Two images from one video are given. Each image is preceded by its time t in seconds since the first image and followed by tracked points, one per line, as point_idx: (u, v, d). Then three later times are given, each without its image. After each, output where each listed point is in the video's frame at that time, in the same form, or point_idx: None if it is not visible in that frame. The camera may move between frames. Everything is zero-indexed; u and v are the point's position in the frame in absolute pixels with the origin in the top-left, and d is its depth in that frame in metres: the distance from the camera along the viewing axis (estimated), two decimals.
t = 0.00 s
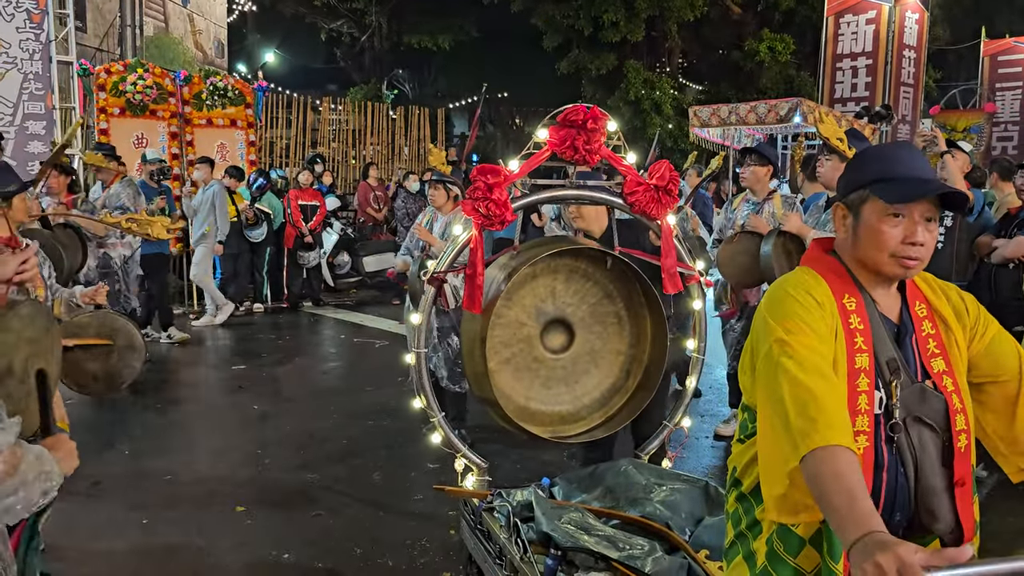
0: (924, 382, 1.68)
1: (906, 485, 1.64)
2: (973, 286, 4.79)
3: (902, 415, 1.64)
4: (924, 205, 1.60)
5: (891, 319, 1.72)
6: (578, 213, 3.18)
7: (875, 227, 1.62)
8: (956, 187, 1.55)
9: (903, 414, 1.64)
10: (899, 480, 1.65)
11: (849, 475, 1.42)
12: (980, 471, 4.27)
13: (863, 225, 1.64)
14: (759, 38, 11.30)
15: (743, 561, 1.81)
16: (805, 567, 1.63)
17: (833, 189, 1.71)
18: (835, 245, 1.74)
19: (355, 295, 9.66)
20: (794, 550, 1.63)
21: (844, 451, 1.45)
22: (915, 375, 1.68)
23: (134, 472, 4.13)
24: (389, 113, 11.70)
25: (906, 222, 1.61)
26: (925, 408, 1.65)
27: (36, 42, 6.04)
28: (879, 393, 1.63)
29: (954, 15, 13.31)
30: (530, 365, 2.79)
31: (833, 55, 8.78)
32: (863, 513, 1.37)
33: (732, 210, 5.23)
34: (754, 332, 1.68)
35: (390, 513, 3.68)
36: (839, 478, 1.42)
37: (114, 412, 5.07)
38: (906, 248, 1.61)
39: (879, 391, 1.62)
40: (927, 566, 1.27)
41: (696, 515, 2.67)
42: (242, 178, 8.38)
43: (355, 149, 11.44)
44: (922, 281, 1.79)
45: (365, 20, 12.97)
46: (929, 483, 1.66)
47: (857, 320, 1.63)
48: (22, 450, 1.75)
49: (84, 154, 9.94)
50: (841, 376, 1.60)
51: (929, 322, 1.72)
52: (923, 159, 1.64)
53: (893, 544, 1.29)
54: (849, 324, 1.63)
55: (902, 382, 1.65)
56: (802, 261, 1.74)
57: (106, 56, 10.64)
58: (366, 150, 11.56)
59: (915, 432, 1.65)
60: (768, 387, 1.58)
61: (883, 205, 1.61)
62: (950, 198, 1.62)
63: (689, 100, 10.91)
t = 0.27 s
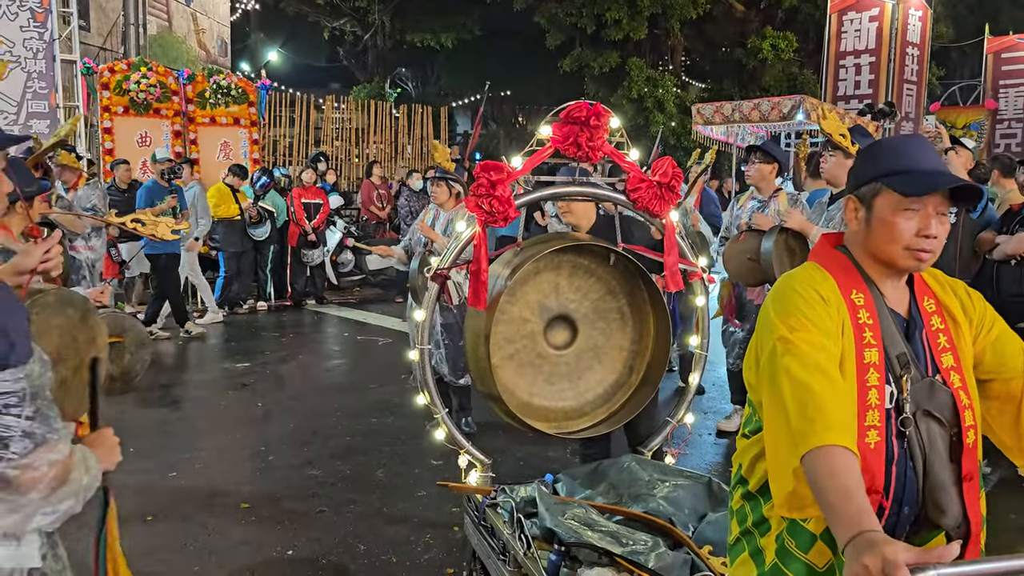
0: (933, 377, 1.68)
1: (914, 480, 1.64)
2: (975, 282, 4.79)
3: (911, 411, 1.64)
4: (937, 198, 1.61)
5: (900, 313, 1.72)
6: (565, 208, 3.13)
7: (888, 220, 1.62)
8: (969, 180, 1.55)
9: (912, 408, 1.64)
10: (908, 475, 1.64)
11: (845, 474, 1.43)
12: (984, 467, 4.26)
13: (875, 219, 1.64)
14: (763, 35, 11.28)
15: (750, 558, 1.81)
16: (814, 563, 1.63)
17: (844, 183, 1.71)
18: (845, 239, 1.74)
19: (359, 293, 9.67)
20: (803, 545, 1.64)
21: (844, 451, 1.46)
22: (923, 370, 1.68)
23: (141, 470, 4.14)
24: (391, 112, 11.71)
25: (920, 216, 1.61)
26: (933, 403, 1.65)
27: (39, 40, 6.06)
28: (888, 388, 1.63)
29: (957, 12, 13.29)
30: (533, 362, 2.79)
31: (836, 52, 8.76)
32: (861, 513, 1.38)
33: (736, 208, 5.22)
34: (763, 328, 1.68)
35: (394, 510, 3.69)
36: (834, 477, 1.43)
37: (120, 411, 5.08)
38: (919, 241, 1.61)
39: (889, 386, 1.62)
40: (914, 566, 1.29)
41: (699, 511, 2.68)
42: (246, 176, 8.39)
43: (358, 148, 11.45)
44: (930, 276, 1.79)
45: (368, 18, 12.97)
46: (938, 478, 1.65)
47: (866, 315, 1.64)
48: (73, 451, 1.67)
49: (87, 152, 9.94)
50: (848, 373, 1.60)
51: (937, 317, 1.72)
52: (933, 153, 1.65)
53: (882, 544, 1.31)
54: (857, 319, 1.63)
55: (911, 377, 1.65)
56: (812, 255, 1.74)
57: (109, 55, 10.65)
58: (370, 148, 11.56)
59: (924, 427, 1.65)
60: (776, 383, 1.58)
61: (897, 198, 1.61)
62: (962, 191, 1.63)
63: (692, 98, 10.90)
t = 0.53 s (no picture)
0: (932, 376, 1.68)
1: (912, 478, 1.65)
2: (978, 279, 4.78)
3: (911, 410, 1.64)
4: (944, 201, 1.61)
5: (900, 311, 1.73)
6: (556, 207, 3.13)
7: (894, 221, 1.62)
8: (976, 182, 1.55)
9: (912, 407, 1.64)
10: (905, 472, 1.65)
11: (855, 475, 1.43)
12: (986, 464, 4.26)
13: (881, 220, 1.64)
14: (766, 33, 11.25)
15: (751, 551, 1.82)
16: (815, 557, 1.63)
17: (850, 183, 1.71)
18: (848, 237, 1.74)
19: (362, 291, 9.68)
20: (804, 540, 1.64)
21: (855, 452, 1.45)
22: (923, 369, 1.68)
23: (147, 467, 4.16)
24: (395, 110, 11.72)
25: (927, 218, 1.61)
26: (932, 402, 1.66)
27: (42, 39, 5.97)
28: (888, 386, 1.63)
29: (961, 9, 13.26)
30: (535, 359, 2.80)
31: (840, 50, 8.75)
32: (867, 516, 1.38)
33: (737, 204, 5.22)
34: (766, 325, 1.68)
35: (398, 507, 3.70)
36: (842, 476, 1.43)
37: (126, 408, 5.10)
38: (924, 242, 1.61)
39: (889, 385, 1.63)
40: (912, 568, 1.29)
41: (702, 508, 2.68)
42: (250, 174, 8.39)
43: (361, 146, 11.46)
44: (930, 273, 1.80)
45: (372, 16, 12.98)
46: (935, 476, 1.66)
47: (868, 313, 1.64)
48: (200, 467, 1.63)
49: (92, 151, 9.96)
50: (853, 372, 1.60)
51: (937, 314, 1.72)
52: (940, 154, 1.64)
53: (886, 550, 1.30)
54: (860, 316, 1.63)
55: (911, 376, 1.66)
56: (815, 253, 1.74)
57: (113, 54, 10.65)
58: (373, 146, 11.56)
59: (922, 426, 1.65)
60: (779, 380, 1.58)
61: (904, 200, 1.60)
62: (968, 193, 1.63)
63: (695, 96, 10.88)
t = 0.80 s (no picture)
0: (932, 375, 1.68)
1: (912, 476, 1.65)
2: (983, 277, 4.77)
3: (910, 409, 1.65)
4: (945, 200, 1.60)
5: (900, 309, 1.73)
6: (552, 204, 3.14)
7: (895, 222, 1.62)
8: (978, 182, 1.55)
9: (910, 406, 1.64)
10: (905, 470, 1.65)
11: (846, 473, 1.43)
12: (992, 462, 4.25)
13: (882, 220, 1.64)
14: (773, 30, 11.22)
15: (748, 545, 1.81)
16: (811, 552, 1.63)
17: (850, 183, 1.71)
18: (848, 235, 1.75)
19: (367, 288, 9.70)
20: (802, 536, 1.64)
21: (847, 450, 1.45)
22: (923, 368, 1.68)
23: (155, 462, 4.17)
24: (400, 107, 11.72)
25: (928, 217, 1.61)
26: (932, 400, 1.66)
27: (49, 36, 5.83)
28: (887, 385, 1.63)
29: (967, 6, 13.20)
30: (542, 356, 2.81)
31: (847, 47, 8.73)
32: (857, 513, 1.38)
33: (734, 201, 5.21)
34: (765, 321, 1.68)
35: (404, 503, 3.71)
36: (835, 473, 1.43)
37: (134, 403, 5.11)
38: (925, 242, 1.61)
39: (889, 384, 1.63)
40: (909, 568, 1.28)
41: (705, 504, 2.69)
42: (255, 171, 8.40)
43: (367, 144, 11.47)
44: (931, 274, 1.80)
45: (377, 14, 12.94)
46: (935, 474, 1.66)
47: (868, 310, 1.64)
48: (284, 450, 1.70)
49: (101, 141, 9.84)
50: (851, 369, 1.60)
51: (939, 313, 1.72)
52: (941, 154, 1.64)
53: (876, 545, 1.29)
54: (861, 316, 1.63)
55: (910, 375, 1.66)
56: (815, 251, 1.75)
57: (120, 50, 10.64)
58: (379, 144, 11.57)
59: (922, 425, 1.65)
60: (777, 378, 1.58)
61: (904, 199, 1.60)
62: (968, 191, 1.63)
63: (701, 93, 10.86)
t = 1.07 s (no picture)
0: (939, 366, 1.68)
1: (918, 468, 1.66)
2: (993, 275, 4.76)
3: (917, 400, 1.64)
4: (951, 189, 1.60)
5: (906, 300, 1.73)
6: (563, 196, 3.13)
7: (901, 213, 1.62)
8: (984, 172, 1.54)
9: (916, 398, 1.64)
10: (911, 463, 1.65)
11: (852, 463, 1.43)
12: (1000, 460, 4.24)
13: (888, 212, 1.64)
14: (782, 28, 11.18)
15: (755, 536, 1.82)
16: (817, 542, 1.65)
17: (854, 176, 1.70)
18: (853, 227, 1.75)
19: (375, 285, 9.71)
20: (807, 526, 1.66)
21: (852, 441, 1.45)
22: (930, 359, 1.68)
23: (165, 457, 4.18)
24: (409, 105, 11.73)
25: (935, 207, 1.60)
26: (939, 392, 1.66)
27: (62, 35, 5.68)
28: (893, 376, 1.63)
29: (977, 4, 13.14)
30: (552, 352, 2.81)
31: (857, 46, 8.69)
32: (861, 503, 1.37)
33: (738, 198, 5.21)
34: (770, 314, 1.69)
35: (411, 498, 3.71)
36: (840, 465, 1.43)
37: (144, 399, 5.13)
38: (933, 233, 1.61)
39: (894, 375, 1.63)
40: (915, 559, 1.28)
41: (713, 499, 2.69)
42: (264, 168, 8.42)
43: (375, 141, 11.48)
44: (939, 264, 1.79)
45: (385, 12, 12.93)
46: (941, 466, 1.66)
47: (874, 302, 1.64)
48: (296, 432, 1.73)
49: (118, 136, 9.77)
50: (855, 361, 1.60)
51: (947, 304, 1.72)
52: (946, 144, 1.64)
53: (879, 535, 1.29)
54: (866, 308, 1.63)
55: (918, 367, 1.65)
56: (820, 243, 1.75)
57: (129, 47, 10.65)
58: (387, 141, 11.56)
59: (928, 417, 1.65)
60: (781, 370, 1.58)
61: (909, 189, 1.60)
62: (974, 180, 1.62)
63: (709, 91, 10.82)
